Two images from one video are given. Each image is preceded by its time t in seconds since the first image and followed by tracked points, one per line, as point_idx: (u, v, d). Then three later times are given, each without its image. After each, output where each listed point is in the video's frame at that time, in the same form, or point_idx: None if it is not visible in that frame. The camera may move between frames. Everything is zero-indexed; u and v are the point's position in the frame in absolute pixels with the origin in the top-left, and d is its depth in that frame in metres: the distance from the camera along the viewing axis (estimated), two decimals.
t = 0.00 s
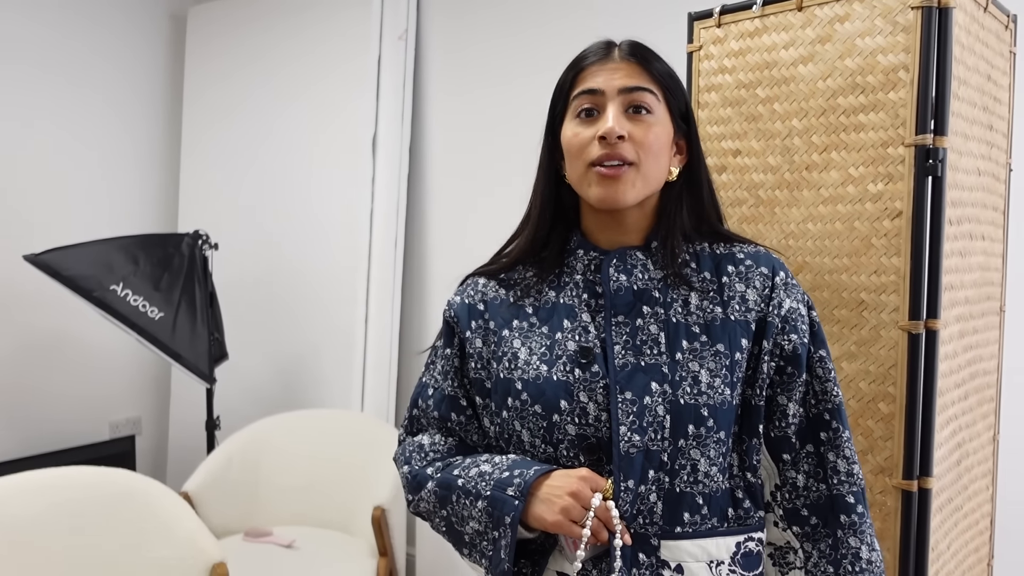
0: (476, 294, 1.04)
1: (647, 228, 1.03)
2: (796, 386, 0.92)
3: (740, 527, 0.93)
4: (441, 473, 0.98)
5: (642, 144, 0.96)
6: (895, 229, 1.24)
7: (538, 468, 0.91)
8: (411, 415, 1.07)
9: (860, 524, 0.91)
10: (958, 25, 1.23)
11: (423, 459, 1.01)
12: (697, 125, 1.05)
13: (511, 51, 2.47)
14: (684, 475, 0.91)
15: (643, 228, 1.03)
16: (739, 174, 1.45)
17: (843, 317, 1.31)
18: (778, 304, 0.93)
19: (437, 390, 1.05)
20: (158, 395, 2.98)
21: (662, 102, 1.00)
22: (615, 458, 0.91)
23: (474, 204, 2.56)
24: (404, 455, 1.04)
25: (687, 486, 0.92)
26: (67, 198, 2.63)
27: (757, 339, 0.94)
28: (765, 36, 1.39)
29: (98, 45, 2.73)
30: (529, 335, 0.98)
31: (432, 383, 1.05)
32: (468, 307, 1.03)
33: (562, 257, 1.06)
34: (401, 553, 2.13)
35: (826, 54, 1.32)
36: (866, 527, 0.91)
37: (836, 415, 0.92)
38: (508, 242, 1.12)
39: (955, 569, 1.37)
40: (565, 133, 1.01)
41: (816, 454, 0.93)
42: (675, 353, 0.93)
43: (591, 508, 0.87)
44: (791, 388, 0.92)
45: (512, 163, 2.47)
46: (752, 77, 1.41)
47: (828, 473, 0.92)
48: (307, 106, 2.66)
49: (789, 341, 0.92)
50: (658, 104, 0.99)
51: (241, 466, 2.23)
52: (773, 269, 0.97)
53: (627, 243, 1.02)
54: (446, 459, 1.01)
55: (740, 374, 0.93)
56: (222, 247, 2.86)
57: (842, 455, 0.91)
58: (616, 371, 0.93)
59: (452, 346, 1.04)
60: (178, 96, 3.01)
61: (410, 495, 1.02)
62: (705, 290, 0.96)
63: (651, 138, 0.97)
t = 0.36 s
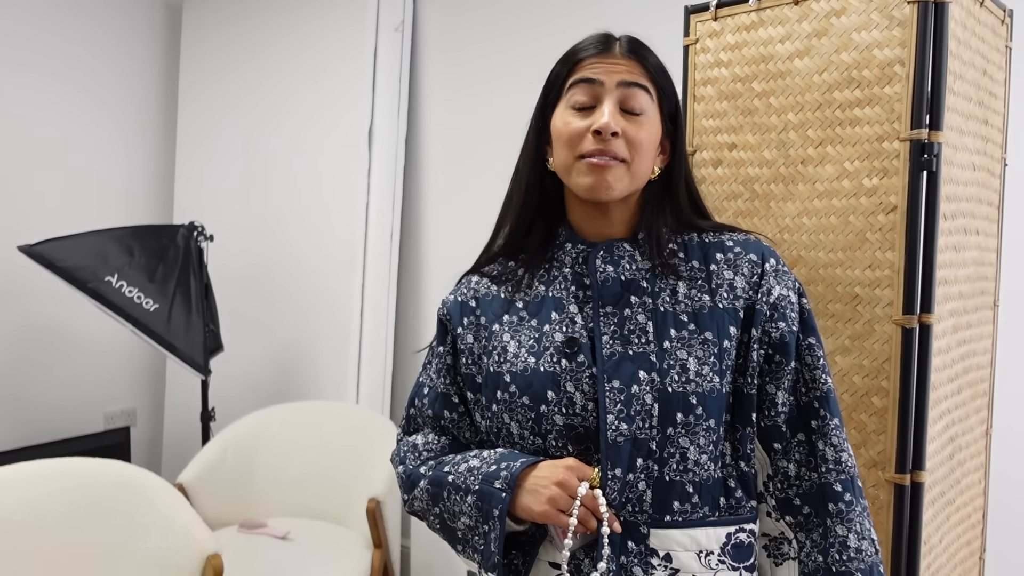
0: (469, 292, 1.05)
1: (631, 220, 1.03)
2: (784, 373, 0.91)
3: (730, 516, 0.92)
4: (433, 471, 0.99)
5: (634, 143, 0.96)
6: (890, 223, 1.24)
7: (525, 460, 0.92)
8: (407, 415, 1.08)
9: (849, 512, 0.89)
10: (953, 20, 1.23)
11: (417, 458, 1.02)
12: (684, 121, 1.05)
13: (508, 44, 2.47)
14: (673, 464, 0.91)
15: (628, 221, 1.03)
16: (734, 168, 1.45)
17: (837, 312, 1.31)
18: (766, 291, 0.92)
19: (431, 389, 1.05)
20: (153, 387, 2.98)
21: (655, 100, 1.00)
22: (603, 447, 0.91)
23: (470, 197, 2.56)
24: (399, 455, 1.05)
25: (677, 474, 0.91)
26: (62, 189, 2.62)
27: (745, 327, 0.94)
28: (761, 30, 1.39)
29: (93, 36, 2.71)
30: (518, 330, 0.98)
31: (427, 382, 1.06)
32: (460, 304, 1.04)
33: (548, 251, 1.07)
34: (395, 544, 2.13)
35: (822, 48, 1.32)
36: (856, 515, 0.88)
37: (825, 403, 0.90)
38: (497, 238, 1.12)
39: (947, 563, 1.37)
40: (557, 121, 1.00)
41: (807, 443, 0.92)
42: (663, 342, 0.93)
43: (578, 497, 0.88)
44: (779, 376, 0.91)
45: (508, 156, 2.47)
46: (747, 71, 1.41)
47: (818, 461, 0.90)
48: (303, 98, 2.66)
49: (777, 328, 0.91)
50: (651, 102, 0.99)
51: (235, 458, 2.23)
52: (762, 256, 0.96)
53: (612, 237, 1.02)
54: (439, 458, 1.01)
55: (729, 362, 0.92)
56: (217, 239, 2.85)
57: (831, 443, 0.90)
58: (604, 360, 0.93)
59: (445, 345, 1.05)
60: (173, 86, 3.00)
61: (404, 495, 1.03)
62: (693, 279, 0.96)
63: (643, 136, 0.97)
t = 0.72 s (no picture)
0: (456, 284, 1.06)
1: (618, 212, 1.02)
2: (764, 367, 0.90)
3: (709, 511, 0.92)
4: (421, 460, 1.00)
5: (620, 136, 0.96)
6: (879, 218, 1.25)
7: (504, 453, 0.93)
8: (401, 404, 1.10)
9: (825, 507, 0.87)
10: (943, 15, 1.24)
11: (409, 446, 1.03)
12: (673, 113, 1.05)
13: (501, 37, 2.47)
14: (650, 459, 0.92)
15: (616, 212, 1.02)
16: (724, 162, 1.45)
17: (826, 306, 1.32)
18: (747, 285, 0.91)
19: (422, 379, 1.07)
20: (145, 381, 2.98)
21: (641, 91, 1.00)
22: (579, 443, 0.91)
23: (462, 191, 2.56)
24: (393, 444, 1.06)
25: (654, 470, 0.92)
26: (53, 181, 2.61)
27: (725, 321, 0.93)
28: (752, 25, 1.39)
29: (83, 27, 2.70)
30: (501, 323, 0.99)
31: (418, 372, 1.08)
32: (447, 297, 1.05)
33: (533, 242, 1.08)
34: (387, 538, 2.13)
35: (813, 42, 1.32)
36: (832, 510, 0.87)
37: (804, 396, 0.89)
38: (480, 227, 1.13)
39: (934, 555, 1.38)
40: (543, 117, 1.01)
41: (787, 436, 0.90)
42: (641, 337, 0.93)
43: (554, 491, 0.89)
44: (759, 370, 0.90)
45: (501, 150, 2.47)
46: (738, 65, 1.41)
47: (797, 455, 0.89)
48: (295, 91, 2.65)
49: (756, 322, 0.90)
50: (637, 92, 0.99)
51: (227, 453, 2.23)
52: (744, 248, 0.95)
53: (599, 230, 1.02)
54: (429, 447, 1.02)
55: (708, 357, 0.92)
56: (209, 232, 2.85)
57: (808, 437, 0.88)
58: (582, 356, 0.93)
59: (434, 336, 1.07)
60: (164, 79, 2.99)
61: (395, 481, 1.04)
62: (674, 273, 0.96)
63: (630, 128, 0.96)
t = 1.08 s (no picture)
0: (434, 286, 1.06)
1: (596, 216, 1.03)
2: (740, 374, 0.92)
3: (683, 515, 0.94)
4: (399, 460, 1.00)
5: (599, 140, 0.97)
6: (856, 218, 1.26)
7: (481, 458, 0.94)
8: (378, 403, 1.10)
9: (811, 510, 0.92)
10: (919, 16, 1.25)
11: (387, 445, 1.04)
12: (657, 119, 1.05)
13: (485, 36, 2.47)
14: (623, 465, 0.93)
15: (593, 217, 1.03)
16: (704, 162, 1.46)
17: (805, 305, 1.33)
18: (722, 293, 0.93)
19: (400, 378, 1.07)
20: (129, 381, 2.97)
21: (625, 97, 1.00)
22: (554, 450, 0.92)
23: (446, 189, 2.56)
24: (370, 442, 1.07)
25: (627, 476, 0.93)
26: (35, 180, 2.60)
27: (700, 327, 0.95)
28: (731, 26, 1.40)
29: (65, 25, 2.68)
30: (479, 327, 1.00)
31: (396, 372, 1.08)
32: (425, 299, 1.05)
33: (510, 244, 1.08)
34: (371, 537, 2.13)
35: (791, 43, 1.33)
36: (819, 513, 0.92)
37: (786, 402, 0.93)
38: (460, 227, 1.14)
39: (912, 551, 1.40)
40: (524, 116, 1.01)
41: (765, 441, 0.94)
42: (615, 345, 0.94)
43: (528, 498, 0.90)
44: (735, 377, 0.93)
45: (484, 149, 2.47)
46: (718, 66, 1.42)
47: (777, 460, 0.93)
48: (279, 89, 2.64)
49: (732, 329, 0.92)
50: (620, 99, 0.99)
51: (211, 453, 2.23)
52: (720, 256, 0.97)
53: (576, 235, 1.03)
54: (407, 447, 1.03)
55: (681, 364, 0.94)
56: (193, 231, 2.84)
57: (792, 442, 0.92)
58: (557, 363, 0.94)
59: (412, 337, 1.07)
60: (148, 77, 2.98)
61: (373, 480, 1.05)
62: (649, 279, 0.97)
63: (609, 133, 0.97)
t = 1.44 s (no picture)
0: (404, 285, 1.06)
1: (567, 218, 1.04)
2: (711, 373, 0.94)
3: (651, 513, 0.95)
4: (364, 461, 1.00)
5: (563, 145, 0.97)
6: (820, 220, 1.27)
7: (452, 454, 0.94)
8: (342, 405, 1.09)
9: (778, 506, 0.94)
10: (880, 21, 1.27)
11: (351, 448, 1.03)
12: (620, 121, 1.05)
13: (454, 37, 2.46)
14: (595, 462, 0.94)
15: (565, 219, 1.04)
16: (672, 164, 1.47)
17: (771, 306, 1.35)
18: (693, 294, 0.95)
19: (367, 379, 1.07)
20: (95, 386, 2.93)
21: (584, 99, 1.00)
22: (527, 445, 0.93)
23: (416, 192, 2.55)
24: (333, 445, 1.06)
25: (598, 472, 0.94)
26: None
27: (670, 328, 0.97)
28: (697, 29, 1.41)
29: (28, 26, 2.64)
30: (451, 325, 0.99)
31: (362, 372, 1.07)
32: (395, 298, 1.05)
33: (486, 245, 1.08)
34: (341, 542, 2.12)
35: (756, 46, 1.34)
36: (785, 509, 0.94)
37: (754, 401, 0.95)
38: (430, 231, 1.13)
39: (876, 547, 1.41)
40: (487, 128, 1.01)
41: (732, 440, 0.96)
42: (588, 343, 0.95)
43: (501, 493, 0.90)
44: (706, 375, 0.94)
45: (454, 151, 2.47)
46: (684, 69, 1.43)
47: (745, 458, 0.95)
48: (249, 89, 2.62)
49: (704, 329, 0.94)
50: (580, 102, 1.00)
51: (178, 460, 2.20)
52: (689, 259, 0.99)
53: (547, 236, 1.03)
54: (373, 448, 1.02)
55: (652, 362, 0.95)
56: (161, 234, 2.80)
57: (760, 440, 0.95)
58: (530, 360, 0.95)
59: (381, 336, 1.06)
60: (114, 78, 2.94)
61: (337, 483, 1.04)
62: (621, 280, 0.98)
63: (573, 138, 0.98)
